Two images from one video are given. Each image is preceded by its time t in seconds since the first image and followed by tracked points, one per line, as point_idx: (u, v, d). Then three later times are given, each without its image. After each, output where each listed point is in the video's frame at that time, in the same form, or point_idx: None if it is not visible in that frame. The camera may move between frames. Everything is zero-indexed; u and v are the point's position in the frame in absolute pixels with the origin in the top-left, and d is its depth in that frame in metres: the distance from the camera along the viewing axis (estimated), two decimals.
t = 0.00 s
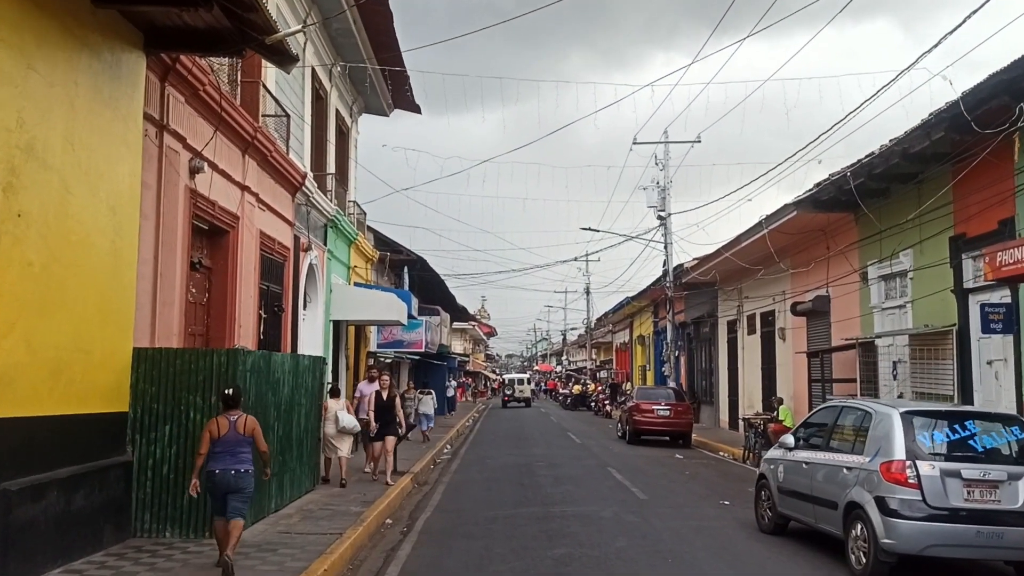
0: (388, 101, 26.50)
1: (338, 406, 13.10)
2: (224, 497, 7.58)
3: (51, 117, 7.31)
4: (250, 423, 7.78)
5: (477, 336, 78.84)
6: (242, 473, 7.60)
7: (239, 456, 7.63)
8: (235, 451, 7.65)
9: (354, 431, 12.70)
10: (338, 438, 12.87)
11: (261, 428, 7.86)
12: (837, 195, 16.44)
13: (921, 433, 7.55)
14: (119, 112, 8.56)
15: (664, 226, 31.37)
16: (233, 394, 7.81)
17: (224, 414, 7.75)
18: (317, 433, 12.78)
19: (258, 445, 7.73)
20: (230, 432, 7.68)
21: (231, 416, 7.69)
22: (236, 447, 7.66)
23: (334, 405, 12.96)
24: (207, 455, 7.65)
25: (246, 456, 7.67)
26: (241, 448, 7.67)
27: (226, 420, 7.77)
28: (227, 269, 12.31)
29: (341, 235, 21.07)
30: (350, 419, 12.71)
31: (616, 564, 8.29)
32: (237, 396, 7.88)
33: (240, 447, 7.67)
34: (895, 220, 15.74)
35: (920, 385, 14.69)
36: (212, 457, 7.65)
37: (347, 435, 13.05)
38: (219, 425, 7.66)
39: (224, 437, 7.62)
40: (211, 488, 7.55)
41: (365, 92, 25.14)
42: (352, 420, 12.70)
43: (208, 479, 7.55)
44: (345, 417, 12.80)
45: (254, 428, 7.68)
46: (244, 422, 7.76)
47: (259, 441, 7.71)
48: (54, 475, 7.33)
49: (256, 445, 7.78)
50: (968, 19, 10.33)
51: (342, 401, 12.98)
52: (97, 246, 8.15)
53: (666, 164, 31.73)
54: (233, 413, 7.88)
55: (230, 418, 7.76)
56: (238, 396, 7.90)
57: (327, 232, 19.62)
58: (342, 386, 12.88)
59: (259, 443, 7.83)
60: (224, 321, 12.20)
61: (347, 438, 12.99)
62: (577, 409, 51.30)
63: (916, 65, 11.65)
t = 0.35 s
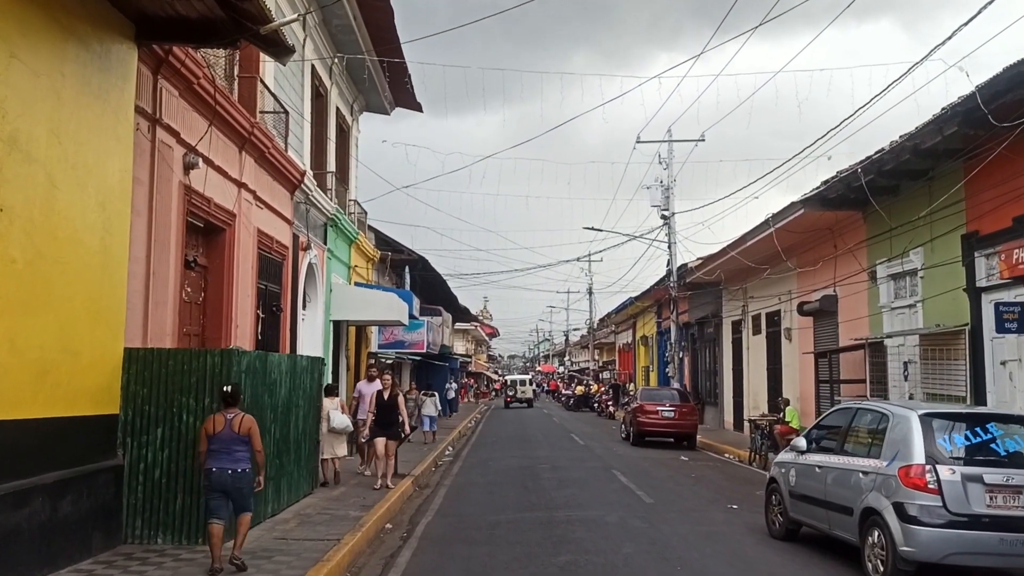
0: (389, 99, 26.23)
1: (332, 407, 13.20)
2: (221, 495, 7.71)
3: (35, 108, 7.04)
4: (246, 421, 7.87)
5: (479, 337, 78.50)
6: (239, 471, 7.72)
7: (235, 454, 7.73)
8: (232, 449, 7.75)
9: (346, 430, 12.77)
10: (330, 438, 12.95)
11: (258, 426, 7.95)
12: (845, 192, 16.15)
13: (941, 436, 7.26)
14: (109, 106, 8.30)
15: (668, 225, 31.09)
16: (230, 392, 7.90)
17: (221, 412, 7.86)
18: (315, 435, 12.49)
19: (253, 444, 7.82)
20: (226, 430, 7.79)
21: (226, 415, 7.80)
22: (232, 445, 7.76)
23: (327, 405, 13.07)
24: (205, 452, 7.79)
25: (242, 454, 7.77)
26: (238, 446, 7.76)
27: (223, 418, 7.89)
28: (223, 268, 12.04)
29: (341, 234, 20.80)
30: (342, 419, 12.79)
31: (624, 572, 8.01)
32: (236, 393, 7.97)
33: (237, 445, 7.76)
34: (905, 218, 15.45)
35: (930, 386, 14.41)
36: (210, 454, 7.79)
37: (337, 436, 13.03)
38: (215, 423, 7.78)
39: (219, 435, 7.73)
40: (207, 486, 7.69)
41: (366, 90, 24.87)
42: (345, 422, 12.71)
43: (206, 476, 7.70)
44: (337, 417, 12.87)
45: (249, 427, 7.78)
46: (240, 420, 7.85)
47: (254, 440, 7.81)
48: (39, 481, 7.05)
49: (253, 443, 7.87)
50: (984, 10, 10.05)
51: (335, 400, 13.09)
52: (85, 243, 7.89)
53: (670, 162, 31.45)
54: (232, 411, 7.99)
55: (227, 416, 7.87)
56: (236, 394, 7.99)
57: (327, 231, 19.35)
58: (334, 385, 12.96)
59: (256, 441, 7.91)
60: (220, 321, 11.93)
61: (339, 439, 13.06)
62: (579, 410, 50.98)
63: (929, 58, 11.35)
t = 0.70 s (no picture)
0: (388, 96, 25.92)
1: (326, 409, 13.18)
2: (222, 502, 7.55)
3: (15, 97, 6.73)
4: (248, 427, 7.66)
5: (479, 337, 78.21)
6: (241, 477, 7.57)
7: (236, 460, 7.56)
8: (233, 455, 7.57)
9: (338, 431, 12.70)
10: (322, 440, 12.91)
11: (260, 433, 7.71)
12: (853, 188, 15.81)
13: (964, 439, 6.93)
14: (94, 95, 7.97)
15: (670, 223, 30.78)
16: (231, 397, 7.66)
17: (223, 416, 7.66)
18: (311, 437, 12.16)
19: (254, 450, 7.62)
20: (227, 436, 7.59)
21: (228, 420, 7.60)
22: (233, 451, 7.58)
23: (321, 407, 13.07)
24: (207, 456, 7.63)
25: (243, 459, 7.59)
26: (238, 452, 7.57)
27: (225, 423, 7.69)
28: (216, 265, 11.71)
29: (339, 232, 20.48)
30: (334, 419, 12.74)
31: None
32: (239, 397, 7.73)
33: (238, 450, 7.59)
34: (915, 214, 15.12)
35: (942, 385, 14.08)
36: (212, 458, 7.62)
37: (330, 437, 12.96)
38: (215, 428, 7.59)
39: (220, 441, 7.55)
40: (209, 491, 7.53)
41: (365, 86, 24.55)
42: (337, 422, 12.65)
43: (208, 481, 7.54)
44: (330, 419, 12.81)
45: (249, 434, 7.55)
46: (241, 427, 7.62)
47: (254, 446, 7.60)
48: (18, 487, 6.73)
49: (254, 449, 7.67)
50: None
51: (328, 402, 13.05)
52: (69, 238, 7.57)
53: (672, 159, 31.14)
54: (235, 416, 7.77)
55: (228, 421, 7.66)
56: (239, 398, 7.75)
57: (324, 228, 19.03)
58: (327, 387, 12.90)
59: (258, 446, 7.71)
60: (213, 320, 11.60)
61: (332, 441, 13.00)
62: (580, 410, 50.66)
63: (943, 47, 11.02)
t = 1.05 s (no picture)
0: (387, 93, 25.60)
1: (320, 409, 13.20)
2: (226, 498, 7.40)
3: None
4: (252, 422, 7.54)
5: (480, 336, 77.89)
6: (245, 474, 7.43)
7: (241, 457, 7.43)
8: (237, 451, 7.44)
9: (331, 432, 12.71)
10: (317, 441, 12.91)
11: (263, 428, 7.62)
12: (861, 183, 15.49)
13: (987, 441, 6.60)
14: (77, 83, 7.64)
15: (673, 222, 30.45)
16: (234, 393, 7.51)
17: (226, 413, 7.50)
18: (307, 438, 11.83)
19: (259, 446, 7.53)
20: (232, 432, 7.45)
21: (233, 416, 7.46)
22: (239, 448, 7.45)
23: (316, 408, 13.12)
24: (208, 454, 7.45)
25: (248, 456, 7.47)
26: (243, 448, 7.45)
27: (228, 419, 7.53)
28: (208, 263, 11.39)
29: (337, 230, 20.16)
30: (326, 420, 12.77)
31: None
32: (241, 392, 7.60)
33: (242, 446, 7.46)
34: (925, 210, 14.79)
35: (953, 385, 13.74)
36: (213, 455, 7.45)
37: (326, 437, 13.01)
38: (220, 425, 7.42)
39: (226, 437, 7.40)
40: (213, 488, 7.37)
41: (363, 83, 24.22)
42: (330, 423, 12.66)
43: (210, 479, 7.37)
44: (323, 419, 12.81)
45: (256, 430, 7.46)
46: (246, 422, 7.51)
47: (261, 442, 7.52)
48: None
49: (258, 445, 7.58)
50: None
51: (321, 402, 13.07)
52: (51, 232, 7.24)
53: (674, 157, 30.81)
54: (236, 411, 7.62)
55: (232, 417, 7.50)
56: (240, 393, 7.60)
57: (321, 226, 18.70)
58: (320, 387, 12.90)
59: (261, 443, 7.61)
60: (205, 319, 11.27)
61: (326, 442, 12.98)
62: (582, 410, 50.32)
63: (957, 36, 10.70)
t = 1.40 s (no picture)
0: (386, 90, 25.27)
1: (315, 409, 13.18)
2: (220, 503, 7.21)
3: None
4: (251, 427, 7.39)
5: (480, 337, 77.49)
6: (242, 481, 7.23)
7: (238, 462, 7.25)
8: (235, 457, 7.26)
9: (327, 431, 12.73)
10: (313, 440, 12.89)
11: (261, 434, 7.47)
12: (869, 178, 15.16)
13: (1015, 443, 6.26)
14: (59, 71, 7.32)
15: (675, 220, 30.11)
16: (231, 398, 7.37)
17: (225, 418, 7.32)
18: (302, 440, 11.49)
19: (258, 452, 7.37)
20: (230, 437, 7.27)
21: (232, 421, 7.29)
22: (237, 454, 7.27)
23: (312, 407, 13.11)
24: (204, 460, 7.24)
25: (245, 461, 7.29)
26: (241, 454, 7.28)
27: (225, 425, 7.35)
28: (200, 261, 11.07)
29: (335, 228, 19.83)
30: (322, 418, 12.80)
31: None
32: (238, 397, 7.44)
33: (240, 452, 7.29)
34: (935, 206, 14.45)
35: (964, 384, 13.36)
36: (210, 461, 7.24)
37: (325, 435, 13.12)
38: (218, 431, 7.22)
39: (225, 443, 7.21)
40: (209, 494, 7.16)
41: (361, 79, 23.89)
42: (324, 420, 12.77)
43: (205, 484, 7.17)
44: (320, 417, 12.82)
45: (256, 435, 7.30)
46: (244, 428, 7.35)
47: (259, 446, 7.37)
48: None
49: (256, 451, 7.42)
50: None
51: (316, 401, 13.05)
52: (30, 227, 6.92)
53: (677, 155, 30.46)
54: (233, 417, 7.44)
55: (230, 423, 7.34)
56: (237, 398, 7.45)
57: (318, 224, 18.37)
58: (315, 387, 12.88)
59: (258, 448, 7.44)
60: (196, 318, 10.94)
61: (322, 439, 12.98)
62: (584, 410, 49.96)
63: (972, 25, 10.37)
